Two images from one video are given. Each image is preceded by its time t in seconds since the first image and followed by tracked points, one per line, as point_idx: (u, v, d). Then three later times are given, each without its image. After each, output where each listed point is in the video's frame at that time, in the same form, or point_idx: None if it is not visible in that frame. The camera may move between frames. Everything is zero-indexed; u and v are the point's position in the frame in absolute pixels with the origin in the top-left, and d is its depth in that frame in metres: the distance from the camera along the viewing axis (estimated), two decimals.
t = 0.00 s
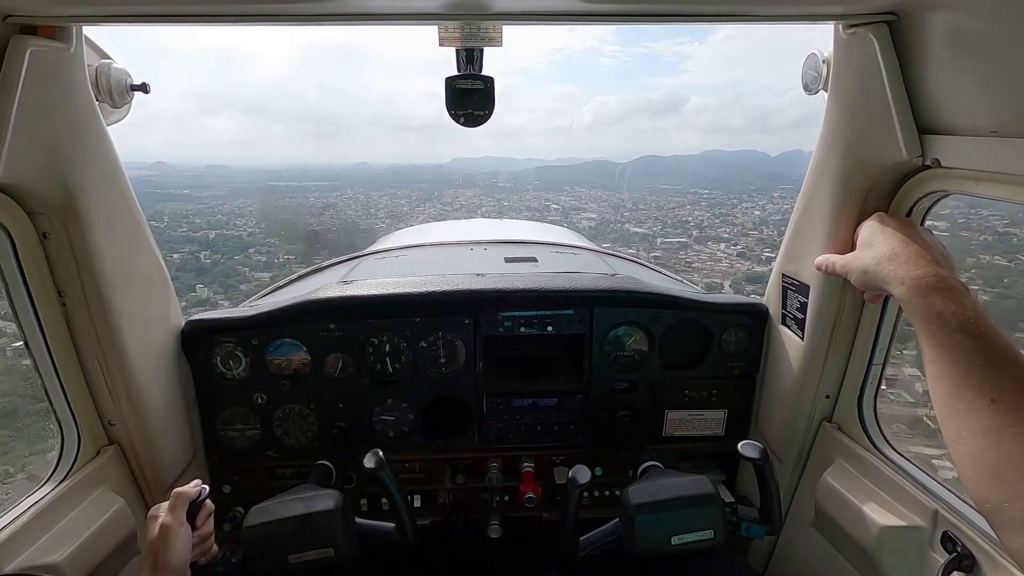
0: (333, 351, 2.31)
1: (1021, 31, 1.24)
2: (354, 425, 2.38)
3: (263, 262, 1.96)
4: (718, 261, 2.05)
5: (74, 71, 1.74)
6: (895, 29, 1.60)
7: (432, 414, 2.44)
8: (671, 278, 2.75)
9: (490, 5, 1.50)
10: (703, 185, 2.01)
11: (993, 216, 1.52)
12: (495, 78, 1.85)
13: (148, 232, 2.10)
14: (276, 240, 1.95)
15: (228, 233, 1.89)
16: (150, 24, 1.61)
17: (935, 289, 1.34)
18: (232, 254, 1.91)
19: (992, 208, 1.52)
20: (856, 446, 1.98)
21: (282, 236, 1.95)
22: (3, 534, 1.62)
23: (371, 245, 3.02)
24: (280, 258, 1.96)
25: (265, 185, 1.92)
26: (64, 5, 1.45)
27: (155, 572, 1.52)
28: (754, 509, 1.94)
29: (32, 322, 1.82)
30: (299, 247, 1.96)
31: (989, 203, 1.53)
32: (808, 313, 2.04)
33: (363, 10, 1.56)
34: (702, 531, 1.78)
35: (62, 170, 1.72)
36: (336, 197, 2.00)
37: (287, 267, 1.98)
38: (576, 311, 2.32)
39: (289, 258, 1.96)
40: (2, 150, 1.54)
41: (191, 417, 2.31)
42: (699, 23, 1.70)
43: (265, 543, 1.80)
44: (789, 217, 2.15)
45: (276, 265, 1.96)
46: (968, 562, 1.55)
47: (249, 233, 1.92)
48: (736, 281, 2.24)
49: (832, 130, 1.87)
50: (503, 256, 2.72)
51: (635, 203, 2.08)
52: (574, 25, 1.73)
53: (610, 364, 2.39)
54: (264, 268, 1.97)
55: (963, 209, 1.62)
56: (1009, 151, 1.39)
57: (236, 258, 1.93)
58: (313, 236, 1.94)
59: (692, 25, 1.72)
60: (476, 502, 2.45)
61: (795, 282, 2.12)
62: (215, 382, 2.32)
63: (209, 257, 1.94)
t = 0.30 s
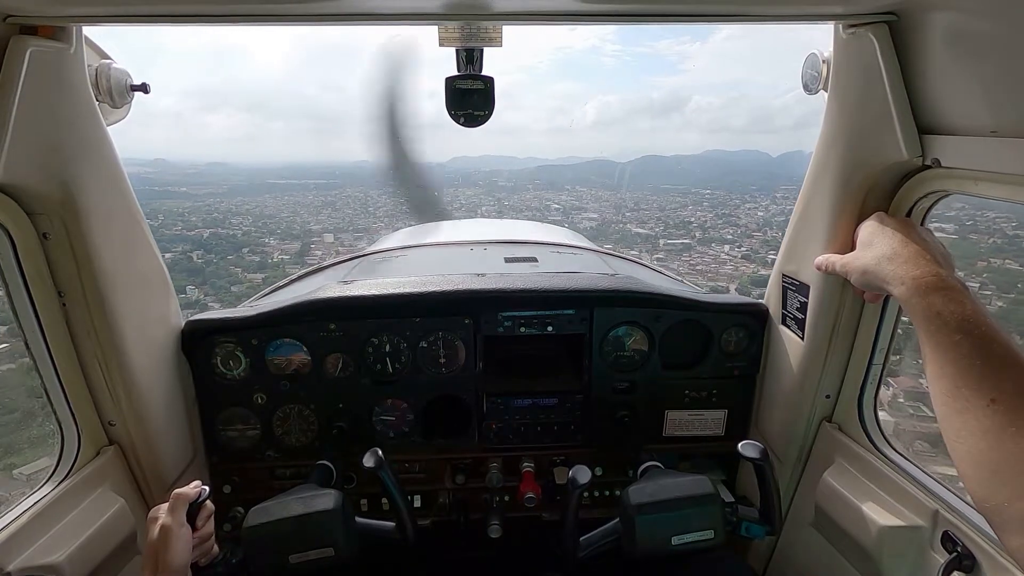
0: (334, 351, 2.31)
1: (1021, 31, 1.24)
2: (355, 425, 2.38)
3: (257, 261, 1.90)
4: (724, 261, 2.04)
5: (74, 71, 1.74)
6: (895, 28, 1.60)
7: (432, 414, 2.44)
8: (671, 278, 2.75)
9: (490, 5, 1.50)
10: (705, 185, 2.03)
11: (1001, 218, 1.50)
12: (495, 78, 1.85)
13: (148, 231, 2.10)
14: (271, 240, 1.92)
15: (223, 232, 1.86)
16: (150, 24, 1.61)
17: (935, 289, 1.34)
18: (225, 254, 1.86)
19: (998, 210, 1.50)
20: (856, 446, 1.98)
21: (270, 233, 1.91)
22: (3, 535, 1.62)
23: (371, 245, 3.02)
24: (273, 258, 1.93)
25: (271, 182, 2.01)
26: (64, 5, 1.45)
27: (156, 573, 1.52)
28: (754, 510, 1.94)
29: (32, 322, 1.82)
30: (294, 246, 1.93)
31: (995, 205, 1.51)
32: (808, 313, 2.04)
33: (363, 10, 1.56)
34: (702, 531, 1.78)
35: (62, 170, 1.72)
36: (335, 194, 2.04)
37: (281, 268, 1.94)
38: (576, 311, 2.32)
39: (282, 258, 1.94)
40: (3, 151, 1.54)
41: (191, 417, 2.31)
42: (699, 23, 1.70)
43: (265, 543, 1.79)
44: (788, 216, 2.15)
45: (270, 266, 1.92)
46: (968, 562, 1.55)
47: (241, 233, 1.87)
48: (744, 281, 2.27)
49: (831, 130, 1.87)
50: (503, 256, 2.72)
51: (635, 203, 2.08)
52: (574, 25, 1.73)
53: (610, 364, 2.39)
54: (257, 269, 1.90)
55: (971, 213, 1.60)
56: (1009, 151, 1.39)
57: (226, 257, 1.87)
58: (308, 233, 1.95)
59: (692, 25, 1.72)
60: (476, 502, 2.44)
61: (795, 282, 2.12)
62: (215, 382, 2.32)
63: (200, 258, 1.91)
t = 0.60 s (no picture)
0: (334, 351, 2.31)
1: (1021, 31, 1.24)
2: (355, 425, 2.38)
3: (249, 264, 1.90)
4: (727, 263, 2.02)
5: (74, 71, 1.74)
6: (895, 28, 1.60)
7: (432, 414, 2.44)
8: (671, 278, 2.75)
9: (490, 5, 1.50)
10: (707, 185, 2.01)
11: (1008, 221, 1.49)
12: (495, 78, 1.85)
13: (148, 231, 2.11)
14: (265, 239, 1.90)
15: (217, 231, 1.85)
16: (150, 24, 1.61)
17: (935, 289, 1.34)
18: (217, 254, 1.86)
19: (1005, 212, 1.49)
20: (856, 446, 1.98)
21: (264, 232, 1.91)
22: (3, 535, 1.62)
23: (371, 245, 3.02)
24: (267, 258, 1.90)
25: (267, 180, 1.97)
26: (64, 5, 1.44)
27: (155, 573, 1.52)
28: (754, 509, 1.94)
29: (32, 322, 1.82)
30: (289, 245, 1.91)
31: (1002, 207, 1.50)
32: (808, 313, 2.04)
33: (364, 10, 1.56)
34: (702, 531, 1.78)
35: (62, 170, 1.72)
36: (335, 193, 2.04)
37: (274, 268, 1.91)
38: (576, 310, 2.32)
39: (276, 258, 1.91)
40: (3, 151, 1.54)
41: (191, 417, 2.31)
42: (698, 23, 1.70)
43: (265, 543, 1.80)
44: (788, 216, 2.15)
45: (262, 266, 1.90)
46: (968, 562, 1.55)
47: (235, 232, 1.86)
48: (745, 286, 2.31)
49: (832, 129, 1.86)
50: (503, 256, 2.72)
51: (637, 203, 2.07)
52: (574, 25, 1.73)
53: (610, 364, 2.39)
54: (249, 270, 1.90)
55: (977, 216, 1.58)
56: (1008, 151, 1.39)
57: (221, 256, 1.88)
58: (305, 232, 1.95)
59: (692, 25, 1.72)
60: (476, 502, 2.44)
61: (795, 282, 2.12)
62: (215, 382, 2.32)
63: (193, 257, 1.93)
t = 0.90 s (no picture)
0: (334, 351, 2.31)
1: (1021, 32, 1.24)
2: (355, 425, 2.38)
3: (239, 265, 1.92)
4: (726, 262, 2.05)
5: (74, 71, 1.74)
6: (895, 28, 1.60)
7: (432, 414, 2.44)
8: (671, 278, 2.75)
9: (490, 5, 1.50)
10: (708, 185, 2.02)
11: (1014, 224, 1.47)
12: (495, 78, 1.85)
13: (148, 231, 2.11)
14: (259, 239, 1.93)
15: (212, 231, 1.86)
16: (150, 24, 1.60)
17: (935, 289, 1.34)
18: (208, 254, 1.88)
19: (1009, 214, 1.47)
20: (856, 446, 1.97)
21: (260, 232, 1.93)
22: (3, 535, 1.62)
23: (371, 245, 3.02)
24: (260, 258, 1.94)
25: (266, 177, 1.97)
26: (63, 5, 1.44)
27: (155, 568, 1.53)
28: (754, 510, 1.94)
29: (32, 322, 1.82)
30: (283, 246, 1.97)
31: (1006, 209, 1.48)
32: (808, 314, 2.04)
33: (363, 10, 1.55)
34: (701, 531, 1.78)
35: (62, 170, 1.72)
36: (333, 191, 2.02)
37: (267, 269, 1.96)
38: (576, 311, 2.32)
39: (269, 258, 1.96)
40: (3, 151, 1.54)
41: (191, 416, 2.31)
42: (699, 23, 1.70)
43: (266, 543, 1.80)
44: (789, 216, 2.15)
45: (254, 267, 1.94)
46: (968, 562, 1.55)
47: (229, 232, 1.87)
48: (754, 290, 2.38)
49: (832, 129, 1.86)
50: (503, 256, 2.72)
51: (638, 203, 2.07)
52: (574, 25, 1.72)
53: (610, 364, 2.39)
54: (240, 271, 1.93)
55: (983, 218, 1.57)
56: (1008, 151, 1.39)
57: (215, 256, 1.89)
58: (300, 232, 2.00)
59: (692, 25, 1.72)
60: (476, 502, 2.44)
61: (795, 282, 2.12)
62: (215, 382, 2.32)
63: (185, 257, 1.98)
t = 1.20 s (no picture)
0: (334, 351, 2.31)
1: (1021, 31, 1.24)
2: (355, 425, 2.38)
3: (230, 267, 1.91)
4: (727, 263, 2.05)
5: (74, 71, 1.74)
6: (895, 28, 1.59)
7: (432, 414, 2.44)
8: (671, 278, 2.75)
9: (491, 5, 1.50)
10: (710, 185, 2.00)
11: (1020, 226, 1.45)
12: (495, 78, 1.85)
13: (148, 231, 2.11)
14: (252, 240, 1.92)
15: (205, 231, 1.86)
16: (150, 24, 1.60)
17: (935, 289, 1.34)
18: (201, 255, 1.89)
19: (1015, 216, 1.46)
20: (856, 446, 1.97)
21: (253, 232, 1.92)
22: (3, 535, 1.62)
23: (371, 245, 3.02)
24: (252, 259, 1.92)
25: (267, 177, 1.99)
26: (64, 5, 1.44)
27: (155, 567, 1.53)
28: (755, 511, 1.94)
29: (32, 322, 1.82)
30: (278, 246, 1.95)
31: (1011, 210, 1.47)
32: (808, 313, 2.04)
33: (363, 10, 1.55)
34: (702, 532, 1.78)
35: (62, 170, 1.72)
36: (331, 191, 2.03)
37: (258, 271, 1.92)
38: (576, 311, 2.32)
39: (262, 260, 1.93)
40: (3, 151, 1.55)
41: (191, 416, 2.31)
42: (699, 23, 1.70)
43: (266, 543, 1.80)
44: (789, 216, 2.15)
45: (245, 269, 1.91)
46: (968, 562, 1.55)
47: (222, 232, 1.87)
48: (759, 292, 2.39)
49: (832, 129, 1.86)
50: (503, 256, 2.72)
51: (639, 204, 2.07)
52: (575, 25, 1.72)
53: (611, 364, 2.39)
54: (231, 273, 1.92)
55: (989, 221, 1.55)
56: (1008, 151, 1.39)
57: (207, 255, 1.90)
58: (296, 232, 1.98)
59: (692, 25, 1.72)
60: (476, 502, 2.44)
61: (795, 282, 2.12)
62: (215, 383, 2.31)
63: (180, 258, 2.01)
